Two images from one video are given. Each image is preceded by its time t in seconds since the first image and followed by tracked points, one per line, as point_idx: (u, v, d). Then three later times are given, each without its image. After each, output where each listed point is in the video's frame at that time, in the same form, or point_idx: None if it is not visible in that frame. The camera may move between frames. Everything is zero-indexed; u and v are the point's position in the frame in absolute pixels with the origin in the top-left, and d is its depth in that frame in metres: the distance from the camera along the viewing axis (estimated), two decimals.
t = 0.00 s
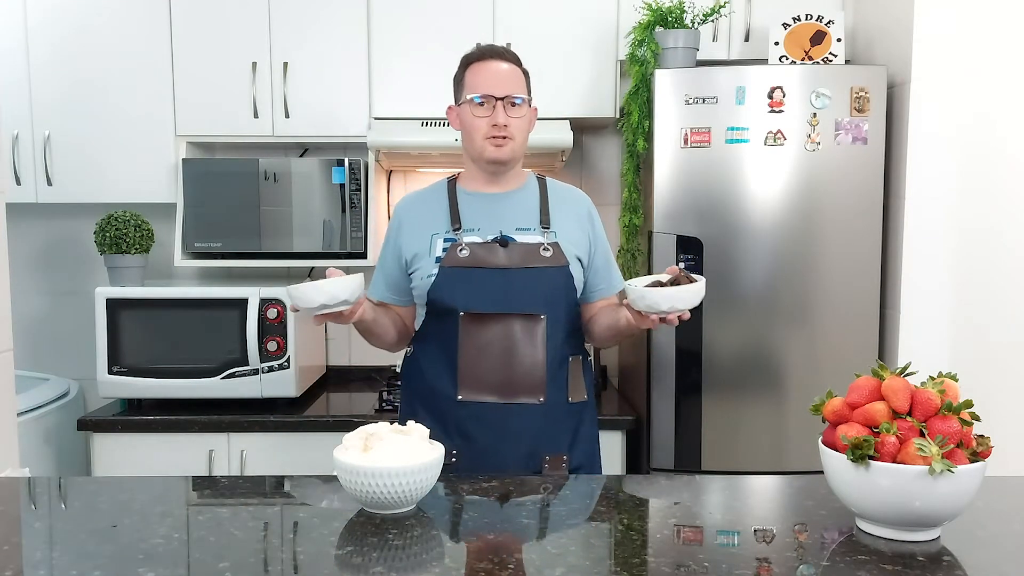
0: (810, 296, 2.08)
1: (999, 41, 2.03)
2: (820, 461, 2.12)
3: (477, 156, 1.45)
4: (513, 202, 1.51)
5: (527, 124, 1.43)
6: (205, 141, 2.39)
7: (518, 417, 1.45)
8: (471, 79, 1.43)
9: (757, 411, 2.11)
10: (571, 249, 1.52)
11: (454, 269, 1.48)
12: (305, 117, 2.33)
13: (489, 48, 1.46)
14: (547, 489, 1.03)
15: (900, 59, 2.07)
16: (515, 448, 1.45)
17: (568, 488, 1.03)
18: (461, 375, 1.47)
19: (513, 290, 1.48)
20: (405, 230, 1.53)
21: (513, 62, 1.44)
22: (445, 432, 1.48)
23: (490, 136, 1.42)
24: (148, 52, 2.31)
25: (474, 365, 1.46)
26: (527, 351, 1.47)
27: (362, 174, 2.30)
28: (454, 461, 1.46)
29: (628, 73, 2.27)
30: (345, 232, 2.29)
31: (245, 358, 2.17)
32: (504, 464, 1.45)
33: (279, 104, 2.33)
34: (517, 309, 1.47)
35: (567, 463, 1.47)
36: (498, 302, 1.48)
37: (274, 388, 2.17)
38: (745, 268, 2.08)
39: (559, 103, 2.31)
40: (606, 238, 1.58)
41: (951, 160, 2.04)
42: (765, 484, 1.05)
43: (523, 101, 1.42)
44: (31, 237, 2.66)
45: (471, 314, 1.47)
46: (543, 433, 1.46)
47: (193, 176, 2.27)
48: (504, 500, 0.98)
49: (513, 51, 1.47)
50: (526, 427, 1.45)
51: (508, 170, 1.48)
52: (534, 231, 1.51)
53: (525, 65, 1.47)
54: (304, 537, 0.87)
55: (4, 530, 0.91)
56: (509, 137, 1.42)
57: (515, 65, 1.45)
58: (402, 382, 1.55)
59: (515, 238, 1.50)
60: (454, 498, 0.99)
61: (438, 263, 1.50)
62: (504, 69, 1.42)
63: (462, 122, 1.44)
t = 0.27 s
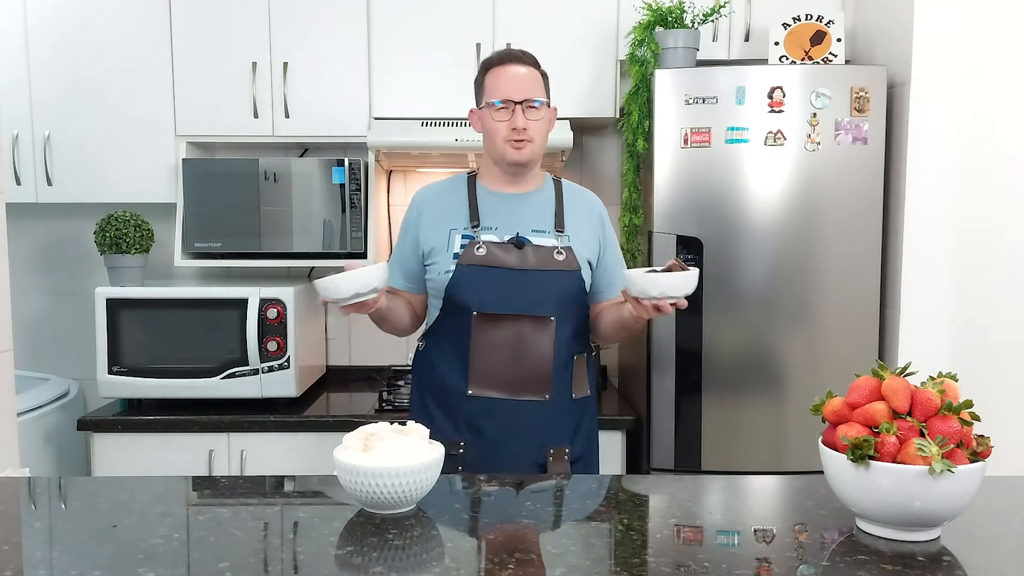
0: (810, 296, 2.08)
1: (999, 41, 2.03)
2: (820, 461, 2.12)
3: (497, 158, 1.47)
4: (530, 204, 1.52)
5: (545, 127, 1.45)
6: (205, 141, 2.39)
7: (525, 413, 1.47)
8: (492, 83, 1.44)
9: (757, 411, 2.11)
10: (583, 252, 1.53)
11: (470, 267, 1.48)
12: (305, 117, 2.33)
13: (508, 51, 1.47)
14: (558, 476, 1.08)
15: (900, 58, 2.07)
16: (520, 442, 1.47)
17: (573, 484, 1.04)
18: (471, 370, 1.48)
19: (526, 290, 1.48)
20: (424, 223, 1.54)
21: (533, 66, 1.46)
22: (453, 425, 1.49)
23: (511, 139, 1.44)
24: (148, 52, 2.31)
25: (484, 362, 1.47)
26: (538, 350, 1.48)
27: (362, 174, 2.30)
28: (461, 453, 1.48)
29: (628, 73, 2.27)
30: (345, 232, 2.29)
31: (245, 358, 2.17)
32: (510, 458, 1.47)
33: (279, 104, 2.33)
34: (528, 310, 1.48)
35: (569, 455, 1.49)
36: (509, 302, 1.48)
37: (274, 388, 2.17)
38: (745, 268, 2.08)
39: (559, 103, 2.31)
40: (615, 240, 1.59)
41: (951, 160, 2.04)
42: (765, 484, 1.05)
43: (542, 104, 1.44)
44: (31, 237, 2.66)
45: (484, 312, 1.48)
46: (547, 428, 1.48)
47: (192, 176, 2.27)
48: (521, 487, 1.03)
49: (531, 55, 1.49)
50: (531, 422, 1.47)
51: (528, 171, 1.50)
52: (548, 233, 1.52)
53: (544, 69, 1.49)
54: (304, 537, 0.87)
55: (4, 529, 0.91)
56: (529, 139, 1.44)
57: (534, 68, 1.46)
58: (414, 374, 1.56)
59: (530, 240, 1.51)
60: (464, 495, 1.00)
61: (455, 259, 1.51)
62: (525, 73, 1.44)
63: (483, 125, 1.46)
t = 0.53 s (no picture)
0: (810, 296, 2.08)
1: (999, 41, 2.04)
2: (820, 461, 2.12)
3: (505, 162, 1.47)
4: (534, 206, 1.52)
5: (553, 132, 1.45)
6: (205, 141, 2.39)
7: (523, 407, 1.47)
8: (502, 89, 1.44)
9: (757, 410, 2.11)
10: (582, 255, 1.54)
11: (473, 266, 1.49)
12: (305, 117, 2.33)
13: (519, 57, 1.46)
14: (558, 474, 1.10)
15: (900, 59, 2.07)
16: (516, 434, 1.48)
17: (572, 479, 1.06)
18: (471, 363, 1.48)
19: (525, 289, 1.48)
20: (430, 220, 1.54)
21: (543, 72, 1.46)
22: (452, 416, 1.50)
23: (519, 143, 1.44)
24: (148, 52, 2.31)
25: (484, 356, 1.47)
26: (537, 346, 1.48)
27: (362, 174, 2.30)
28: (460, 444, 1.48)
29: (629, 73, 2.27)
30: (345, 232, 2.29)
31: (245, 358, 2.17)
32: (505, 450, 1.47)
33: (279, 104, 2.33)
34: (527, 308, 1.48)
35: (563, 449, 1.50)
36: (509, 300, 1.48)
37: (274, 388, 2.17)
38: (745, 268, 2.08)
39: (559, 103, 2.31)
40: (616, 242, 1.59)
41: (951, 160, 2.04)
42: (765, 484, 1.05)
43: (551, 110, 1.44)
44: (31, 237, 2.66)
45: (485, 309, 1.48)
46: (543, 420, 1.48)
47: (192, 176, 2.27)
48: (522, 478, 1.07)
49: (541, 62, 1.48)
50: (529, 415, 1.48)
51: (534, 174, 1.50)
52: (550, 235, 1.52)
53: (553, 75, 1.48)
54: (304, 537, 0.87)
55: (4, 530, 0.91)
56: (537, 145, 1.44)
57: (544, 75, 1.46)
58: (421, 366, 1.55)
59: (533, 240, 1.51)
60: (465, 496, 1.00)
61: (459, 256, 1.51)
62: (534, 79, 1.43)
63: (493, 128, 1.46)
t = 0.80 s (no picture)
0: (810, 295, 2.08)
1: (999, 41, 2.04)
2: (820, 461, 2.12)
3: (504, 162, 1.47)
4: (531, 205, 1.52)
5: (552, 133, 1.45)
6: (205, 141, 2.39)
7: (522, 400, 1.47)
8: (501, 89, 1.44)
9: (756, 410, 2.11)
10: (580, 254, 1.53)
11: (471, 262, 1.49)
12: (305, 117, 2.33)
13: (519, 60, 1.46)
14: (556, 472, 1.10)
15: (900, 58, 2.07)
16: (515, 427, 1.47)
17: (569, 477, 1.07)
18: (470, 357, 1.48)
19: (522, 285, 1.49)
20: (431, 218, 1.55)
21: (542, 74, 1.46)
22: (450, 410, 1.49)
23: (517, 143, 1.44)
24: (148, 52, 2.31)
25: (483, 350, 1.47)
26: (536, 339, 1.48)
27: (362, 174, 2.30)
28: (459, 438, 1.48)
29: (629, 73, 2.27)
30: (345, 232, 2.29)
31: (245, 358, 2.17)
32: (503, 443, 1.47)
33: (279, 104, 2.33)
34: (525, 303, 1.49)
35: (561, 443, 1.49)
36: (506, 296, 1.48)
37: (274, 388, 2.17)
38: (745, 268, 2.08)
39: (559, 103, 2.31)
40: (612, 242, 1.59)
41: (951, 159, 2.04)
42: (765, 485, 1.05)
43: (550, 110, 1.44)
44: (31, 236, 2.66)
45: (483, 304, 1.48)
46: (541, 414, 1.48)
47: (192, 177, 2.27)
48: (518, 475, 1.07)
49: (541, 65, 1.49)
50: (528, 409, 1.47)
51: (533, 175, 1.50)
52: (547, 233, 1.52)
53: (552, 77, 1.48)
54: (304, 537, 0.87)
55: (4, 530, 0.91)
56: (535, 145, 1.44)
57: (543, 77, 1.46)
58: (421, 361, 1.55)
59: (530, 238, 1.51)
60: (463, 495, 1.00)
61: (458, 253, 1.52)
62: (533, 80, 1.43)
63: (493, 129, 1.46)
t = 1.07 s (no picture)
0: (810, 295, 2.08)
1: (1000, 40, 2.04)
2: (820, 461, 2.12)
3: (497, 161, 1.47)
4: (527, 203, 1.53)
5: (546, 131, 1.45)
6: (206, 141, 2.39)
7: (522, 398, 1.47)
8: (494, 88, 1.45)
9: (756, 410, 2.11)
10: (576, 249, 1.54)
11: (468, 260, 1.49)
12: (305, 117, 2.33)
13: (512, 60, 1.47)
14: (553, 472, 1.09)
15: (900, 58, 2.07)
16: (515, 425, 1.47)
17: (567, 478, 1.06)
18: (469, 356, 1.47)
19: (520, 284, 1.49)
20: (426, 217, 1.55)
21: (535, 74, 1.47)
22: (450, 410, 1.49)
23: (510, 140, 1.44)
24: (148, 52, 2.31)
25: (482, 348, 1.47)
26: (535, 337, 1.48)
27: (362, 174, 2.30)
28: (459, 437, 1.48)
29: (628, 73, 2.27)
30: (345, 232, 2.29)
31: (245, 358, 2.17)
32: (503, 442, 1.46)
33: (279, 104, 2.33)
34: (522, 300, 1.49)
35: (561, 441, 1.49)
36: (504, 294, 1.49)
37: (274, 388, 2.17)
38: (745, 268, 2.08)
39: (559, 103, 2.31)
40: (614, 239, 1.58)
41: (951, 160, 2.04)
42: (765, 485, 1.05)
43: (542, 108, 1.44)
44: (31, 236, 2.66)
45: (481, 302, 1.48)
46: (541, 412, 1.48)
47: (192, 177, 2.27)
48: (514, 477, 1.07)
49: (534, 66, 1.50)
50: (527, 407, 1.47)
51: (528, 174, 1.50)
52: (544, 230, 1.52)
53: (545, 77, 1.50)
54: (304, 537, 0.87)
55: (4, 530, 0.91)
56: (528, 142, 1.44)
57: (535, 77, 1.47)
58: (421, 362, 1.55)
59: (527, 236, 1.51)
60: (464, 495, 0.99)
61: (455, 253, 1.52)
62: (526, 78, 1.44)
63: (485, 127, 1.46)
